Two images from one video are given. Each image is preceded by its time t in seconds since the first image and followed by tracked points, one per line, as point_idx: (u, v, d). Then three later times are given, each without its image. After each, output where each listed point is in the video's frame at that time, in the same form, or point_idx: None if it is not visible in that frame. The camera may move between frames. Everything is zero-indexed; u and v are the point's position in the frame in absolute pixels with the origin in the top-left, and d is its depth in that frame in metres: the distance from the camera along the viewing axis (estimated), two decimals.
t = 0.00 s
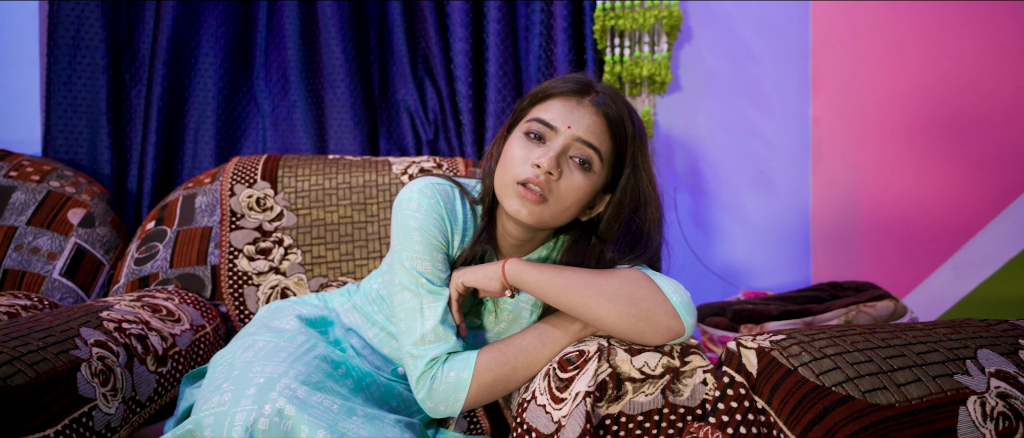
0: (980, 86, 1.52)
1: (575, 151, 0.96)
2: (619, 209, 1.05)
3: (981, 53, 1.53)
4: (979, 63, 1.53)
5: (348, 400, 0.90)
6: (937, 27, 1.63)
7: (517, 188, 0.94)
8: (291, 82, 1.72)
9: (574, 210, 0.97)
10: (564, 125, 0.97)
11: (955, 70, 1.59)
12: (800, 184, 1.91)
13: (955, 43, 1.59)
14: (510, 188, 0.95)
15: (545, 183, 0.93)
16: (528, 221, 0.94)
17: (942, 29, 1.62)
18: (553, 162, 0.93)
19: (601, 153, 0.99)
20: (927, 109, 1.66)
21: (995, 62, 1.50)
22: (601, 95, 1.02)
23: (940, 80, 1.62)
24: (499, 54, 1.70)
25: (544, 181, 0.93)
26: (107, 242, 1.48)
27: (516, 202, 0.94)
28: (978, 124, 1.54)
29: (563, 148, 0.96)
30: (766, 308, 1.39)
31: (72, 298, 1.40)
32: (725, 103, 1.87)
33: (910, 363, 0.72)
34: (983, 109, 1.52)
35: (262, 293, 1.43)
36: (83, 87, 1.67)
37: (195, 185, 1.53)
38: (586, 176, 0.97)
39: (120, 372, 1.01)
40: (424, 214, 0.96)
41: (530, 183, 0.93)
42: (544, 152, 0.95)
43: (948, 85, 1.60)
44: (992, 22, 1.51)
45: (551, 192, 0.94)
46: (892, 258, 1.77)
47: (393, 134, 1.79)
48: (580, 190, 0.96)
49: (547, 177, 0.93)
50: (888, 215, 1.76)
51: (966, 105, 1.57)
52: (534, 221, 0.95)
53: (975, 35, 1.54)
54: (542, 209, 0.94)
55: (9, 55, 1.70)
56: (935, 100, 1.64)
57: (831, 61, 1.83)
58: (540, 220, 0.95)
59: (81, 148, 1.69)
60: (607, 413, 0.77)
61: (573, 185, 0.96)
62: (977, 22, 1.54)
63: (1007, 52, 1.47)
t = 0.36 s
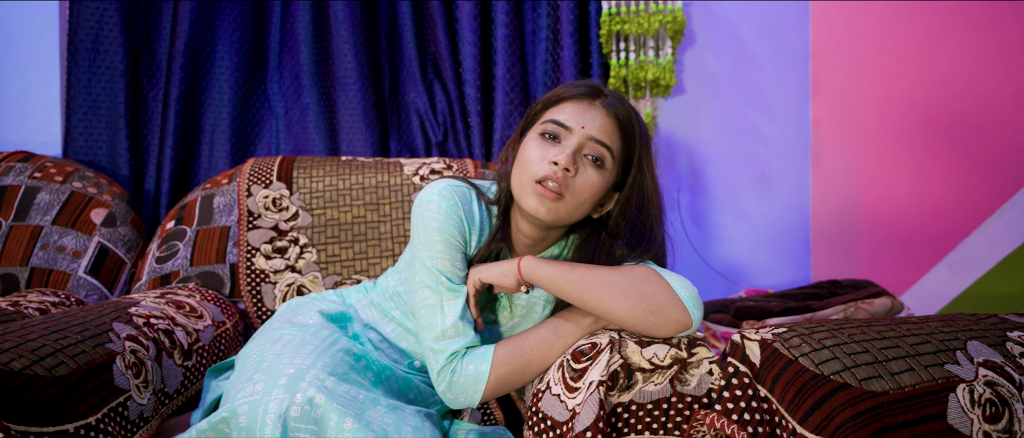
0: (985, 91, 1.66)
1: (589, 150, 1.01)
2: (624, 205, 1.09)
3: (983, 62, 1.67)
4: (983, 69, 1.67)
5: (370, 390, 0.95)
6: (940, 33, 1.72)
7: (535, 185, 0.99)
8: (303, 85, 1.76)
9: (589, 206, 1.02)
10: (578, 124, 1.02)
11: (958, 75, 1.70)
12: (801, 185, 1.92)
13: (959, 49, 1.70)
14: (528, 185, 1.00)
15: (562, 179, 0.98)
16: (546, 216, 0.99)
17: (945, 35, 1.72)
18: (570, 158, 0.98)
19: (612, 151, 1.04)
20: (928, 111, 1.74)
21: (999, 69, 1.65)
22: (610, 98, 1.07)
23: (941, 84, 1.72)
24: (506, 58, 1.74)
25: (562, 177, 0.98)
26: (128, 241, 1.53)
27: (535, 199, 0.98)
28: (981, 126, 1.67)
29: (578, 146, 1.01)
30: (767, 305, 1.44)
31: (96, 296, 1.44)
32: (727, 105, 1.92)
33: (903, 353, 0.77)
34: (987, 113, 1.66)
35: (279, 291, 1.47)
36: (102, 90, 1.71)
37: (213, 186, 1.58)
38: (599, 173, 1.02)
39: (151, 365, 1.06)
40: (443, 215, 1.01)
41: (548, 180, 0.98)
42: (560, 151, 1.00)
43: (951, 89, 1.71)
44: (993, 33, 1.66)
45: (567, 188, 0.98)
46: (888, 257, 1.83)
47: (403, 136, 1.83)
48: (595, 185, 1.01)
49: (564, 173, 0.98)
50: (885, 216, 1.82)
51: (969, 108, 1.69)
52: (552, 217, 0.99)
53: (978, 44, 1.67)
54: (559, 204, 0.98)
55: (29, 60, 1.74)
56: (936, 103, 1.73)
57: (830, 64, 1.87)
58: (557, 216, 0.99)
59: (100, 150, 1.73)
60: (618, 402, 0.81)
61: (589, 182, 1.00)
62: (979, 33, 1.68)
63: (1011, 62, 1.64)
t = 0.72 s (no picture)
0: (984, 89, 1.65)
1: (601, 147, 1.05)
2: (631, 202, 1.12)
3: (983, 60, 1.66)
4: (982, 68, 1.66)
5: (387, 384, 0.98)
6: (939, 34, 1.74)
7: (551, 180, 1.02)
8: (313, 87, 1.79)
9: (602, 202, 1.05)
10: (591, 123, 1.06)
11: (957, 75, 1.70)
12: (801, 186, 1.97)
13: (958, 49, 1.70)
14: (544, 181, 1.03)
15: (577, 174, 1.01)
16: (561, 209, 1.02)
17: (945, 36, 1.73)
18: (585, 154, 1.02)
19: (624, 149, 1.08)
20: (926, 112, 1.76)
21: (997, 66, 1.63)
22: (620, 100, 1.12)
23: (940, 85, 1.74)
24: (512, 60, 1.77)
25: (577, 173, 1.01)
26: (144, 240, 1.58)
27: (551, 194, 1.02)
28: (979, 125, 1.66)
29: (591, 144, 1.05)
30: (769, 302, 1.47)
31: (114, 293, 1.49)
32: (730, 107, 1.95)
33: (901, 346, 0.80)
34: (983, 112, 1.66)
35: (292, 288, 1.50)
36: (116, 92, 1.75)
37: (226, 186, 1.61)
38: (611, 169, 1.05)
39: (172, 361, 1.10)
40: (458, 212, 1.05)
41: (564, 175, 1.02)
42: (574, 148, 1.04)
43: (949, 89, 1.72)
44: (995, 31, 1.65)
45: (582, 183, 1.02)
46: (887, 256, 1.86)
47: (410, 136, 1.86)
48: (607, 181, 1.05)
49: (579, 168, 1.01)
50: (884, 215, 1.85)
51: (967, 108, 1.69)
52: (567, 211, 1.02)
53: (978, 43, 1.67)
54: (574, 198, 1.02)
55: (43, 62, 1.78)
56: (934, 103, 1.75)
57: (830, 66, 1.91)
58: (572, 210, 1.03)
59: (113, 151, 1.76)
60: (628, 393, 0.85)
61: (602, 178, 1.04)
62: (979, 32, 1.67)
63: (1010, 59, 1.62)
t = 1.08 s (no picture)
0: (983, 96, 1.69)
1: (603, 150, 1.09)
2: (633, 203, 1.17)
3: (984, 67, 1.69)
4: (982, 75, 1.69)
5: (397, 385, 1.01)
6: (938, 41, 1.77)
7: (555, 180, 1.06)
8: (316, 92, 1.82)
9: (604, 202, 1.09)
10: (594, 126, 1.10)
11: (950, 83, 1.75)
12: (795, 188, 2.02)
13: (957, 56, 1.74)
14: (548, 181, 1.07)
15: (580, 175, 1.05)
16: (564, 207, 1.06)
17: (939, 45, 1.77)
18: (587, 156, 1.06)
19: (624, 152, 1.12)
20: (920, 117, 1.80)
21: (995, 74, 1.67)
22: (621, 105, 1.16)
23: (936, 90, 1.77)
24: (512, 67, 1.81)
25: (580, 174, 1.05)
26: (151, 243, 1.60)
27: (555, 192, 1.06)
28: (973, 131, 1.70)
29: (594, 147, 1.09)
30: (762, 304, 1.52)
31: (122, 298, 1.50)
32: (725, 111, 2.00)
33: (888, 347, 0.85)
34: (980, 118, 1.69)
35: (297, 291, 1.53)
36: (121, 97, 1.77)
37: (232, 191, 1.64)
38: (612, 171, 1.10)
39: (186, 362, 1.13)
40: (466, 208, 1.09)
41: (568, 176, 1.06)
42: (577, 150, 1.08)
43: (942, 97, 1.76)
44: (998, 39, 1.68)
45: (584, 184, 1.06)
46: (878, 258, 1.90)
47: (412, 142, 1.89)
48: (609, 183, 1.09)
49: (582, 169, 1.05)
50: (874, 216, 1.90)
51: (963, 113, 1.72)
52: (571, 210, 1.06)
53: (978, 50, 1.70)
54: (577, 198, 1.06)
55: (49, 67, 1.80)
56: (929, 109, 1.79)
57: (823, 72, 1.95)
58: (575, 209, 1.07)
59: (119, 155, 1.79)
60: (630, 393, 0.89)
61: (604, 179, 1.08)
62: (982, 40, 1.70)
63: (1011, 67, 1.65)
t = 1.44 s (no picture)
0: (957, 98, 1.68)
1: (599, 150, 1.13)
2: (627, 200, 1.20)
3: (963, 72, 1.67)
4: (951, 74, 1.69)
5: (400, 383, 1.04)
6: (908, 42, 1.80)
7: (555, 179, 1.09)
8: (310, 93, 1.83)
9: (602, 200, 1.12)
10: (589, 128, 1.14)
11: (922, 84, 1.77)
12: (777, 189, 2.10)
13: (934, 60, 1.73)
14: (548, 179, 1.10)
15: (579, 174, 1.09)
16: (566, 205, 1.08)
17: (909, 46, 1.80)
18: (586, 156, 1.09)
19: (618, 152, 1.16)
20: (899, 120, 1.82)
21: (976, 77, 1.64)
22: (612, 108, 1.20)
23: (915, 93, 1.79)
24: (505, 69, 1.84)
25: (579, 173, 1.09)
26: (145, 244, 1.61)
27: (556, 190, 1.08)
28: (949, 134, 1.70)
29: (590, 147, 1.12)
30: (750, 301, 1.57)
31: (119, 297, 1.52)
32: (711, 114, 2.06)
33: (874, 341, 0.89)
34: (958, 121, 1.68)
35: (293, 291, 1.54)
36: (113, 97, 1.77)
37: (226, 191, 1.65)
38: (609, 171, 1.13)
39: (188, 362, 1.14)
40: (464, 215, 1.11)
41: (567, 175, 1.08)
42: (574, 151, 1.11)
43: (914, 97, 1.79)
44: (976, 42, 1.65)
45: (583, 182, 1.09)
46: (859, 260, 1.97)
47: (405, 142, 1.91)
48: (606, 182, 1.12)
49: (581, 168, 1.09)
50: (856, 215, 1.94)
51: (940, 116, 1.72)
52: (571, 207, 1.09)
53: (956, 53, 1.69)
54: (578, 195, 1.08)
55: (39, 67, 1.79)
56: (903, 110, 1.81)
57: (806, 77, 2.03)
58: (575, 206, 1.09)
59: (111, 155, 1.79)
60: (629, 387, 0.92)
61: (601, 178, 1.11)
62: (955, 37, 1.69)
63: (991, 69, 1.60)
